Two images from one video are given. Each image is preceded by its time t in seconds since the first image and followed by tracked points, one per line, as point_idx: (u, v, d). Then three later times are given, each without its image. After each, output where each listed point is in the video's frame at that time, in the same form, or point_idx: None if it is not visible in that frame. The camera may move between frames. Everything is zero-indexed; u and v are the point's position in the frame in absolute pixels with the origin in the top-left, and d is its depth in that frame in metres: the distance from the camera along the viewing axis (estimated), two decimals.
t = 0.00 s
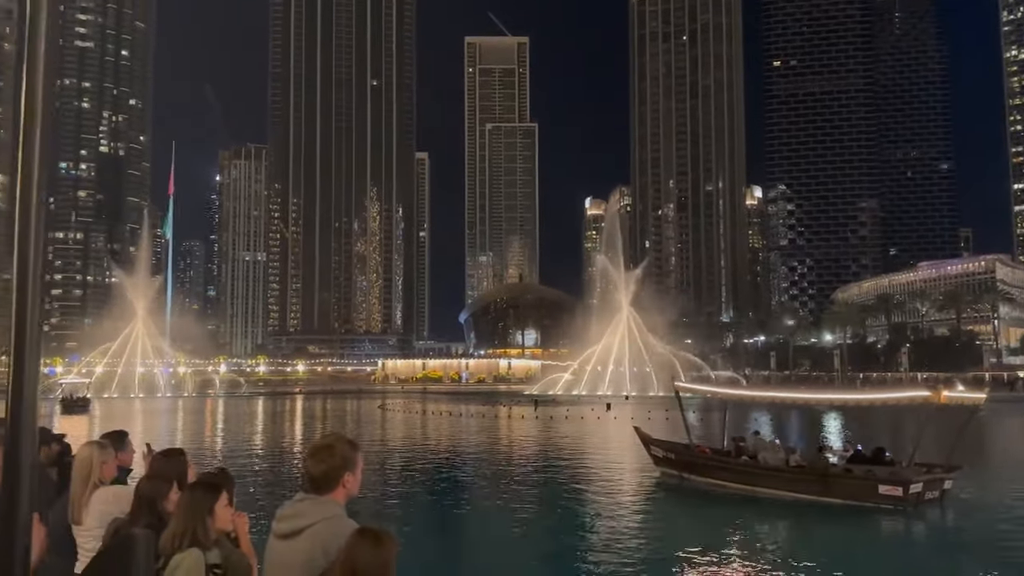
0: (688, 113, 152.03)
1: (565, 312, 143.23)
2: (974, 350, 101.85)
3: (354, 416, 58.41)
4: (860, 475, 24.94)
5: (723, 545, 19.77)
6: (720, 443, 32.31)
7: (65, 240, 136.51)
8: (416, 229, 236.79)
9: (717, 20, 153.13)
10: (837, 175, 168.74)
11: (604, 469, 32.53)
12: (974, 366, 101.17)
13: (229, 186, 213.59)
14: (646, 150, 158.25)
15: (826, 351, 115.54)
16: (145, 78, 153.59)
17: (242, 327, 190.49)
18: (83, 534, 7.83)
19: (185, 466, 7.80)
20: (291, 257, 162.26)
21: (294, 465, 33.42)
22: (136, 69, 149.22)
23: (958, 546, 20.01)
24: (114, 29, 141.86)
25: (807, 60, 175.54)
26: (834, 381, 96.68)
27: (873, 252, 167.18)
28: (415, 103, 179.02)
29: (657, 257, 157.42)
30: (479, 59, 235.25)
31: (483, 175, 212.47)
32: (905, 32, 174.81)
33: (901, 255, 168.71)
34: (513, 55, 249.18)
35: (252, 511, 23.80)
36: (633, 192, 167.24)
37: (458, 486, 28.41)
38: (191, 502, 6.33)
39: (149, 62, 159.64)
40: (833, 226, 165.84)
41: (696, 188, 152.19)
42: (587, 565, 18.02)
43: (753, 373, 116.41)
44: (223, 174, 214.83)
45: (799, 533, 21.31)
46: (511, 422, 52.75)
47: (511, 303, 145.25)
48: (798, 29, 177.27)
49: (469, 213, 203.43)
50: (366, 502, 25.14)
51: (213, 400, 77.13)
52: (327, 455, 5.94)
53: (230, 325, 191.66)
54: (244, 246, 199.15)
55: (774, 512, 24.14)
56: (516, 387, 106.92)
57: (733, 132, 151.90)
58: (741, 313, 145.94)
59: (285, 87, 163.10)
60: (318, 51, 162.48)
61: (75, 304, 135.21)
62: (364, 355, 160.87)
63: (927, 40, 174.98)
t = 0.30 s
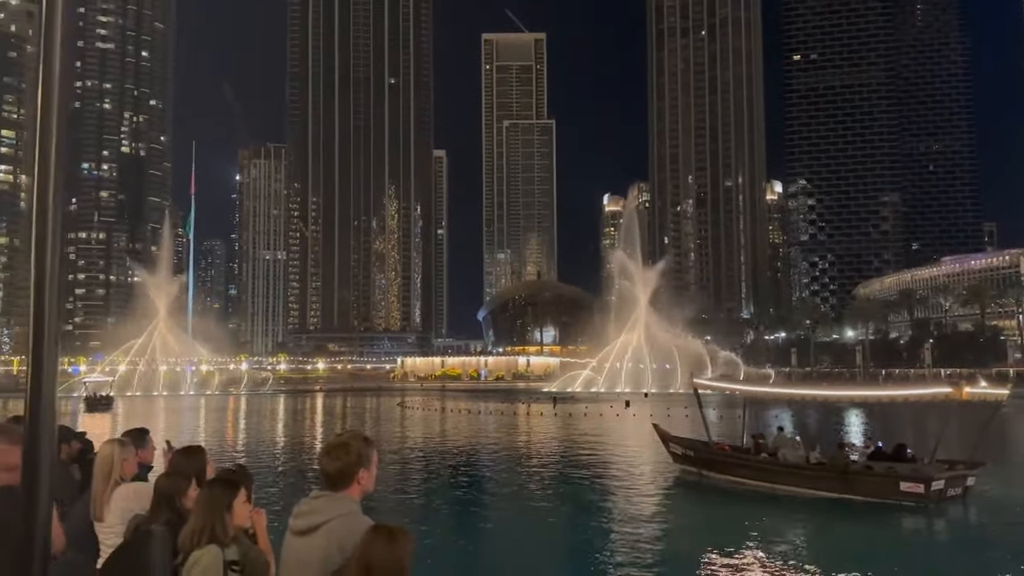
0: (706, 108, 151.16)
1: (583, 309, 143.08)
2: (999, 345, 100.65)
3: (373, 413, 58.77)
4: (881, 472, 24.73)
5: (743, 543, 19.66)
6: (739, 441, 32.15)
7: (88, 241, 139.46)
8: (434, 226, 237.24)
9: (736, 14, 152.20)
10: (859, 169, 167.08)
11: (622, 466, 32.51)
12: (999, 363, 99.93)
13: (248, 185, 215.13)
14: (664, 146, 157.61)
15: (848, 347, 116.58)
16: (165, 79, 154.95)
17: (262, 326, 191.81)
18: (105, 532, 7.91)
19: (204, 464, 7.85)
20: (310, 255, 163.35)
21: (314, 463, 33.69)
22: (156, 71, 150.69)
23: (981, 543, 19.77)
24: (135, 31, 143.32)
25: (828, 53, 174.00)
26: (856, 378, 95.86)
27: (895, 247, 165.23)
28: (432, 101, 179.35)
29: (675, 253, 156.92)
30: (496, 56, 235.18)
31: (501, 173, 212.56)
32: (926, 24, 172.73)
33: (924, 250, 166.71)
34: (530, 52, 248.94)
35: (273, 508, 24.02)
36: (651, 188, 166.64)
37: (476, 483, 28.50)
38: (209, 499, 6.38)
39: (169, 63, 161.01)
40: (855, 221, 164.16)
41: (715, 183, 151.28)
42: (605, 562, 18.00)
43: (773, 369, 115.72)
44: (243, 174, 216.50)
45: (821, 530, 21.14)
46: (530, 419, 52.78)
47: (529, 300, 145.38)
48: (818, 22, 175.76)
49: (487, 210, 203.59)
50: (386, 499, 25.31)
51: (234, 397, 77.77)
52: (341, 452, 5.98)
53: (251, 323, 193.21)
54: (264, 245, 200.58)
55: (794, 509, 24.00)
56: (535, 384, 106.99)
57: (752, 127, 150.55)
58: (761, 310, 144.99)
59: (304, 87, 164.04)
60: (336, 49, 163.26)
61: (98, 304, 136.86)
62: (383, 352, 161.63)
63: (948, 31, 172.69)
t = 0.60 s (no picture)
0: (720, 103, 150.26)
1: (596, 306, 142.85)
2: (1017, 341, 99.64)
3: (388, 412, 58.94)
4: (895, 469, 24.64)
5: (758, 541, 19.55)
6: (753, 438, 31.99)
7: (104, 241, 141.01)
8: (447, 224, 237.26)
9: (749, 10, 151.30)
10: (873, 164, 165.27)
11: (636, 465, 32.41)
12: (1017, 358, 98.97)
13: (263, 185, 216.29)
14: (677, 143, 156.97)
15: (864, 344, 116.02)
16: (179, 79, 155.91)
17: (277, 324, 192.71)
18: (119, 532, 7.96)
19: (216, 464, 7.88)
20: (324, 254, 164.13)
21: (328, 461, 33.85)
22: (170, 71, 151.63)
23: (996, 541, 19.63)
24: (148, 31, 145.48)
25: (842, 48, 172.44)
26: (872, 374, 95.17)
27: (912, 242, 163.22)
28: (445, 99, 179.56)
29: (689, 251, 156.34)
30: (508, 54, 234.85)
31: (513, 171, 212.65)
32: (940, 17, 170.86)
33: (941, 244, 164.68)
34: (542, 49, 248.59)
35: (288, 507, 24.12)
36: (665, 184, 166.12)
37: (488, 482, 28.54)
38: (218, 504, 6.37)
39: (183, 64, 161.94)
40: (870, 216, 162.53)
41: (729, 179, 150.47)
42: (619, 560, 17.98)
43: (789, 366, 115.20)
44: (257, 174, 217.52)
45: (836, 528, 21.00)
46: (543, 417, 52.71)
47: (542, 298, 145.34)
48: (832, 17, 174.46)
49: (500, 208, 203.52)
50: (400, 498, 25.35)
51: (250, 396, 78.20)
52: (348, 453, 6.00)
53: (266, 322, 194.25)
54: (279, 244, 201.57)
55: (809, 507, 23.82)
56: (549, 383, 107.02)
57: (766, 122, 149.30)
58: (776, 306, 144.09)
59: (317, 86, 164.61)
60: (348, 48, 163.64)
61: (114, 303, 138.02)
62: (397, 351, 161.96)
63: (963, 24, 170.78)
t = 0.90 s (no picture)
0: (727, 103, 149.94)
1: (603, 306, 142.65)
2: None
3: (396, 413, 59.02)
4: (903, 469, 24.55)
5: (766, 542, 19.52)
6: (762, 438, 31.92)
7: (113, 244, 142.05)
8: (454, 225, 237.48)
9: (756, 9, 150.98)
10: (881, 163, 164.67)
11: (644, 465, 32.39)
12: None
13: (271, 187, 217.04)
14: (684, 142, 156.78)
15: (873, 343, 115.45)
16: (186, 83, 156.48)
17: (285, 326, 193.28)
18: (127, 535, 7.99)
19: (223, 466, 7.91)
20: (332, 256, 164.49)
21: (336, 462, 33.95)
22: (178, 75, 152.27)
23: (1006, 541, 19.53)
24: (157, 36, 143.58)
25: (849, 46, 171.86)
26: (881, 374, 94.78)
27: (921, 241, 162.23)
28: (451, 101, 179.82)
29: (696, 250, 156.26)
30: (514, 55, 234.87)
31: (519, 171, 212.75)
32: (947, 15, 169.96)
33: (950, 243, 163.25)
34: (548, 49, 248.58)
35: (296, 507, 24.20)
36: (672, 184, 165.85)
37: (497, 482, 28.58)
38: (226, 506, 6.39)
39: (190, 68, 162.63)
40: (878, 215, 161.98)
41: (736, 179, 150.11)
42: (627, 560, 17.96)
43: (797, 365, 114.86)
44: (265, 176, 218.36)
45: (846, 529, 20.92)
46: (551, 418, 52.73)
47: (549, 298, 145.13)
48: (838, 16, 173.92)
49: (507, 208, 203.77)
50: (407, 498, 25.39)
51: (258, 398, 78.36)
52: (353, 457, 5.99)
53: (274, 324, 194.88)
54: (287, 246, 202.34)
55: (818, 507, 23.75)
56: (556, 383, 107.01)
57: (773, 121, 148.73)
58: (784, 306, 143.59)
59: (323, 89, 165.07)
60: (354, 51, 163.89)
61: (124, 305, 138.87)
62: (405, 352, 162.41)
63: (970, 22, 169.75)
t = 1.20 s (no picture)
0: (737, 103, 149.52)
1: (614, 308, 142.48)
2: None
3: (407, 415, 59.13)
4: (917, 471, 24.39)
5: (779, 543, 19.46)
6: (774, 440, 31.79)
7: (127, 248, 143.28)
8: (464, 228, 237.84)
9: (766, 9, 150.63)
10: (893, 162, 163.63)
11: (655, 467, 32.34)
12: None
13: (282, 191, 218.13)
14: (694, 143, 156.59)
15: (886, 343, 114.69)
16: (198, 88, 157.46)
17: (297, 329, 194.00)
18: (141, 537, 8.04)
19: (236, 468, 7.95)
20: (343, 259, 165.07)
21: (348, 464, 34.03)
22: (190, 79, 153.29)
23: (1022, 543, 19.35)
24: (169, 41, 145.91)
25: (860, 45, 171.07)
26: (894, 375, 94.14)
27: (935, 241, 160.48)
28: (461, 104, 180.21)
29: (707, 252, 155.91)
30: (524, 57, 235.16)
31: (530, 174, 212.86)
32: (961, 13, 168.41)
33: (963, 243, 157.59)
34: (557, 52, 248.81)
35: (310, 509, 24.30)
36: (682, 185, 165.49)
37: (508, 485, 28.58)
38: (239, 509, 6.42)
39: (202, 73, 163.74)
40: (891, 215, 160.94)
41: (747, 179, 149.66)
42: (640, 563, 17.93)
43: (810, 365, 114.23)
44: (277, 180, 219.32)
45: (860, 530, 20.79)
46: (563, 420, 52.71)
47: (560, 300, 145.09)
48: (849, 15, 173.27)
49: (518, 211, 203.84)
50: (419, 501, 25.53)
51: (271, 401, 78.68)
52: (365, 457, 5.97)
53: (286, 327, 195.68)
54: (298, 249, 203.24)
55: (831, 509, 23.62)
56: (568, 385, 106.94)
57: (784, 122, 148.11)
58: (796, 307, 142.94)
59: (334, 93, 165.73)
60: (364, 54, 164.52)
61: (137, 309, 139.65)
62: (416, 354, 161.54)
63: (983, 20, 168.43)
